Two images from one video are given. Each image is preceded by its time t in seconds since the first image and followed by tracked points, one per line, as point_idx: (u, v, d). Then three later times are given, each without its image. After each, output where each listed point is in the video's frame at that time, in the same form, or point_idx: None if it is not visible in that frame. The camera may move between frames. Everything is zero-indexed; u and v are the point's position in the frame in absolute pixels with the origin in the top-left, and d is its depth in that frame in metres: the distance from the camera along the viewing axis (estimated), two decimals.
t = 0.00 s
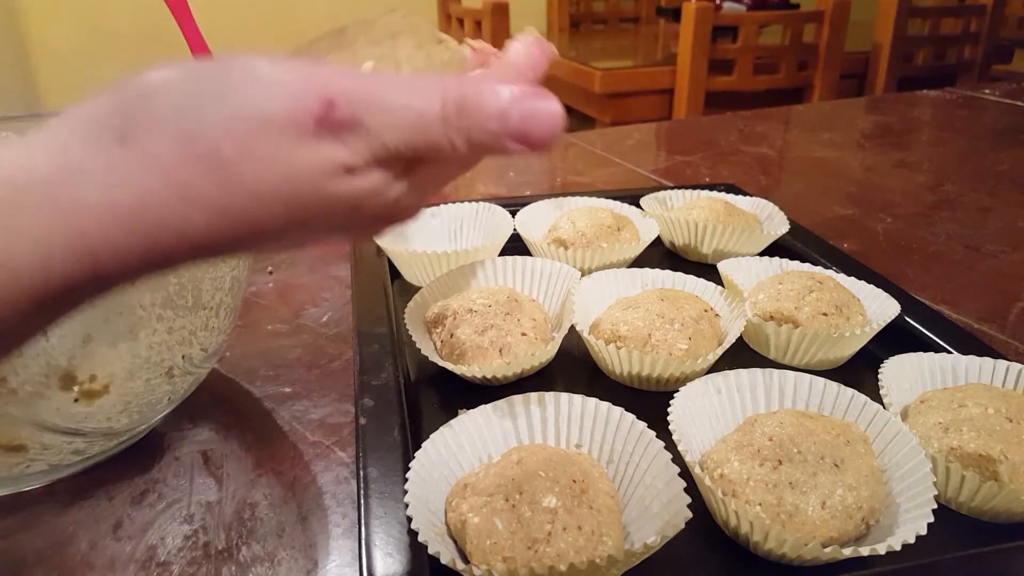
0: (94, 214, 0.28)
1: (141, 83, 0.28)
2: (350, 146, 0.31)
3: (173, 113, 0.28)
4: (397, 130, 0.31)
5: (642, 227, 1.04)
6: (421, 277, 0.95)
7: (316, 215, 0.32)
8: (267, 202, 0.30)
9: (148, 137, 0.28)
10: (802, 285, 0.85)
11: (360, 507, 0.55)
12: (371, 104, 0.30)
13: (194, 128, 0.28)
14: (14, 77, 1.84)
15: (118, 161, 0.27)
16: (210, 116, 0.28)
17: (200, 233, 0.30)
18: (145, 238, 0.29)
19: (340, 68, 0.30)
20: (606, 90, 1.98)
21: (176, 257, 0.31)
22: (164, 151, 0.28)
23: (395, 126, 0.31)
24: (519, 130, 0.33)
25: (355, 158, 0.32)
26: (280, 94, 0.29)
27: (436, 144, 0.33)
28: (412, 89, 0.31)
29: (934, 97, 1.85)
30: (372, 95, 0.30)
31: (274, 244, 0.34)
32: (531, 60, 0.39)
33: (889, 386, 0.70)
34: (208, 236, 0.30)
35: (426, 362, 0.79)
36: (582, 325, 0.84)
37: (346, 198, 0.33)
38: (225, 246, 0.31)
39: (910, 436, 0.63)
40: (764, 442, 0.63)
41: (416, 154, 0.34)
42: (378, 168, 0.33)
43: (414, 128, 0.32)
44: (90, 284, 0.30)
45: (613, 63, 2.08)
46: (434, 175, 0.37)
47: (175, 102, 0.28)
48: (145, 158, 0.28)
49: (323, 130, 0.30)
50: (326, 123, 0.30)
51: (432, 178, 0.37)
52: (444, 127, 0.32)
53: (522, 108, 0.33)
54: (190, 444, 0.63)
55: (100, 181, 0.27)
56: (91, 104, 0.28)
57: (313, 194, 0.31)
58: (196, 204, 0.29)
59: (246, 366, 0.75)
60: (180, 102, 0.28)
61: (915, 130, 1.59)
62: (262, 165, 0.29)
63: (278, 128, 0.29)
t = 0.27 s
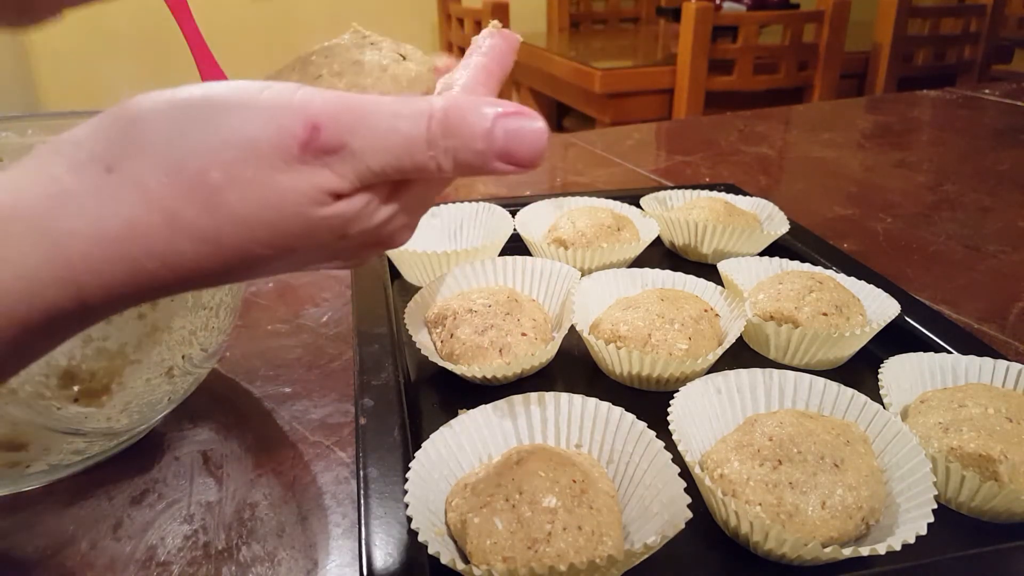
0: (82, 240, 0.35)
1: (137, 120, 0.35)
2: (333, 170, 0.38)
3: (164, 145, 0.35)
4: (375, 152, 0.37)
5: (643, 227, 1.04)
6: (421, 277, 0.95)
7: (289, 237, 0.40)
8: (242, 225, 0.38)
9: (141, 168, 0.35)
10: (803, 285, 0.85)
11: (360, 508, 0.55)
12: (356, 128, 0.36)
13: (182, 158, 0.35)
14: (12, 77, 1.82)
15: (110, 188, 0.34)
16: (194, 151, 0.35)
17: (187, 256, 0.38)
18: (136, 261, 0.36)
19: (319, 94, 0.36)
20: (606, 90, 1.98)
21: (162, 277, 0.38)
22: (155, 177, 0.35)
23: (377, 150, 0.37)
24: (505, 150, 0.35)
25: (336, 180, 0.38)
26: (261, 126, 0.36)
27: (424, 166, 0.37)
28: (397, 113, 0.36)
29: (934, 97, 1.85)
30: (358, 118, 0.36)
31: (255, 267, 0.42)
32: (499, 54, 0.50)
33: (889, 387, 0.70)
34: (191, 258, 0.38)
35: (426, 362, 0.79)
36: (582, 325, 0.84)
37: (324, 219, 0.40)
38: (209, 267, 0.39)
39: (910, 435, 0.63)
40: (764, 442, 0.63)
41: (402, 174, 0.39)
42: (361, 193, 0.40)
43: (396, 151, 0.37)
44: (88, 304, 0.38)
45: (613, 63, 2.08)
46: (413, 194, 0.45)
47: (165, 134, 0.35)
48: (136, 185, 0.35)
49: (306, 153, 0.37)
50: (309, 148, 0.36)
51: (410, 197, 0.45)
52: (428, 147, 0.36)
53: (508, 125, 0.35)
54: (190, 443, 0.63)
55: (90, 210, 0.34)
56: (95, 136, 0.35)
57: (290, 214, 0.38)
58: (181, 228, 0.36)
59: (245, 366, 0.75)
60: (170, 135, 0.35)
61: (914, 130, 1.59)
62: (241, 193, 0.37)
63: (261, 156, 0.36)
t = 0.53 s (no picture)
0: (86, 254, 0.35)
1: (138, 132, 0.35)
2: (336, 177, 0.38)
3: (165, 157, 0.35)
4: (379, 159, 0.37)
5: (643, 227, 1.04)
6: (421, 277, 0.95)
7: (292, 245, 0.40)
8: (247, 236, 0.38)
9: (142, 180, 0.35)
10: (803, 285, 0.85)
11: (360, 508, 0.55)
12: (359, 136, 0.36)
13: (183, 170, 0.35)
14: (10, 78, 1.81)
15: (111, 201, 0.34)
16: (197, 162, 0.35)
17: (193, 266, 0.38)
18: (141, 272, 0.36)
19: (318, 102, 0.36)
20: (606, 90, 1.98)
21: (166, 287, 0.38)
22: (156, 189, 0.35)
23: (379, 156, 0.37)
24: (505, 151, 0.35)
25: (339, 187, 0.38)
26: (262, 137, 0.36)
27: (425, 169, 0.37)
28: (398, 118, 0.36)
29: (934, 97, 1.85)
30: (360, 126, 0.36)
31: (257, 276, 0.42)
32: (505, 52, 0.48)
33: (889, 387, 0.70)
34: (196, 268, 0.38)
35: (426, 362, 0.79)
36: (582, 325, 0.84)
37: (328, 226, 0.40)
38: (215, 276, 0.39)
39: (910, 435, 0.63)
40: (764, 442, 0.63)
41: (403, 178, 0.39)
42: (365, 199, 0.40)
43: (397, 156, 0.37)
44: (93, 314, 0.38)
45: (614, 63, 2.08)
46: (420, 197, 0.44)
47: (169, 148, 0.35)
48: (137, 197, 0.35)
49: (310, 162, 0.37)
50: (312, 157, 0.36)
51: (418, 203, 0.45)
52: (431, 152, 0.36)
53: (507, 126, 0.35)
54: (190, 444, 0.63)
55: (94, 225, 0.34)
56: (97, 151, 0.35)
57: (294, 223, 0.39)
58: (185, 240, 0.37)
59: (246, 366, 0.75)
60: (174, 148, 0.35)
61: (915, 130, 1.59)
62: (245, 203, 0.37)
63: (265, 166, 0.36)
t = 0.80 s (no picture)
0: (125, 284, 0.33)
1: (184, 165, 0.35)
2: (369, 213, 0.39)
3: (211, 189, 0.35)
4: (410, 198, 0.39)
5: (643, 227, 1.04)
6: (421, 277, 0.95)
7: (324, 279, 0.40)
8: (284, 268, 0.38)
9: (187, 212, 0.34)
10: (803, 285, 0.85)
11: (360, 508, 0.55)
12: (393, 175, 0.38)
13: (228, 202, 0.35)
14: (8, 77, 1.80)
15: (156, 230, 0.34)
16: (243, 194, 0.36)
17: (229, 298, 0.37)
18: (178, 301, 0.35)
19: (356, 144, 0.38)
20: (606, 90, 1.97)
21: (198, 319, 0.37)
22: (200, 220, 0.35)
23: (411, 194, 0.38)
24: (531, 193, 0.38)
25: (370, 224, 0.39)
26: (305, 173, 0.37)
27: (453, 207, 0.39)
28: (430, 160, 0.38)
29: (934, 97, 1.85)
30: (394, 165, 0.37)
31: (284, 312, 0.41)
32: (519, 90, 0.54)
33: (889, 387, 0.70)
34: (231, 300, 0.37)
35: (426, 362, 0.79)
36: (582, 326, 0.84)
37: (360, 262, 0.40)
38: (247, 309, 0.39)
39: (910, 436, 0.63)
40: (764, 442, 0.63)
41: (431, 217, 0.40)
42: (392, 236, 0.41)
43: (428, 196, 0.39)
44: (123, 345, 0.36)
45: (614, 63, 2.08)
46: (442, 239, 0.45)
47: (215, 180, 0.35)
48: (181, 228, 0.34)
49: (347, 198, 0.38)
50: (348, 193, 0.37)
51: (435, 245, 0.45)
52: (462, 192, 0.39)
53: (534, 169, 0.38)
54: (190, 444, 0.63)
55: (137, 254, 0.33)
56: (141, 180, 0.34)
57: (328, 258, 0.38)
58: (224, 271, 0.36)
59: (245, 366, 0.75)
60: (219, 180, 0.35)
61: (914, 130, 1.59)
62: (285, 236, 0.37)
63: (305, 201, 0.37)
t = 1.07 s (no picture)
0: (148, 341, 0.34)
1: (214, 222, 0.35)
2: (394, 275, 0.37)
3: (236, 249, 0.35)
4: (438, 256, 0.36)
5: (643, 227, 1.04)
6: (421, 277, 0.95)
7: (339, 343, 0.39)
8: (301, 328, 0.37)
9: (210, 272, 0.35)
10: (802, 285, 0.85)
11: (360, 507, 0.55)
12: (421, 234, 0.36)
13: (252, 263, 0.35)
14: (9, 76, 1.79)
15: (180, 288, 0.34)
16: (267, 254, 0.35)
17: (244, 357, 0.37)
18: (194, 362, 0.36)
19: (383, 200, 0.36)
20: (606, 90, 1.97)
21: (214, 377, 0.37)
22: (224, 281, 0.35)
23: (437, 255, 0.37)
24: (569, 248, 0.35)
25: (397, 284, 0.38)
26: (327, 234, 0.36)
27: (487, 267, 0.37)
28: (463, 217, 0.36)
29: (934, 97, 1.85)
30: (422, 223, 0.36)
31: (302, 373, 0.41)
32: (562, 165, 0.44)
33: (889, 387, 0.70)
34: (248, 358, 0.37)
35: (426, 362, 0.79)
36: (582, 326, 0.84)
37: (380, 325, 0.40)
38: (264, 368, 0.38)
39: (910, 435, 0.63)
40: (764, 442, 0.63)
41: (467, 276, 0.38)
42: (414, 299, 0.40)
43: (461, 254, 0.36)
44: (137, 405, 0.36)
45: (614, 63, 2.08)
46: (468, 298, 0.44)
47: (237, 240, 0.35)
48: (203, 287, 0.35)
49: (372, 259, 0.36)
50: (372, 254, 0.36)
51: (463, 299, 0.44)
52: (494, 251, 0.36)
53: (570, 223, 0.35)
54: (190, 444, 0.63)
55: (157, 312, 0.34)
56: (171, 235, 0.35)
57: (348, 319, 0.38)
58: (239, 331, 0.36)
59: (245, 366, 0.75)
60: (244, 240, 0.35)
61: (915, 130, 1.59)
62: (304, 300, 0.37)
63: (328, 264, 0.36)
